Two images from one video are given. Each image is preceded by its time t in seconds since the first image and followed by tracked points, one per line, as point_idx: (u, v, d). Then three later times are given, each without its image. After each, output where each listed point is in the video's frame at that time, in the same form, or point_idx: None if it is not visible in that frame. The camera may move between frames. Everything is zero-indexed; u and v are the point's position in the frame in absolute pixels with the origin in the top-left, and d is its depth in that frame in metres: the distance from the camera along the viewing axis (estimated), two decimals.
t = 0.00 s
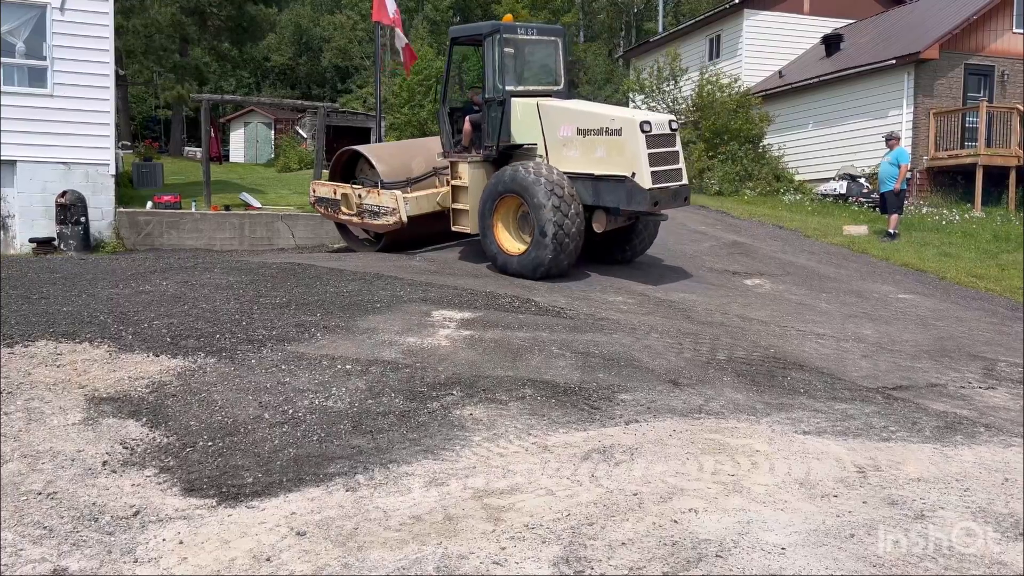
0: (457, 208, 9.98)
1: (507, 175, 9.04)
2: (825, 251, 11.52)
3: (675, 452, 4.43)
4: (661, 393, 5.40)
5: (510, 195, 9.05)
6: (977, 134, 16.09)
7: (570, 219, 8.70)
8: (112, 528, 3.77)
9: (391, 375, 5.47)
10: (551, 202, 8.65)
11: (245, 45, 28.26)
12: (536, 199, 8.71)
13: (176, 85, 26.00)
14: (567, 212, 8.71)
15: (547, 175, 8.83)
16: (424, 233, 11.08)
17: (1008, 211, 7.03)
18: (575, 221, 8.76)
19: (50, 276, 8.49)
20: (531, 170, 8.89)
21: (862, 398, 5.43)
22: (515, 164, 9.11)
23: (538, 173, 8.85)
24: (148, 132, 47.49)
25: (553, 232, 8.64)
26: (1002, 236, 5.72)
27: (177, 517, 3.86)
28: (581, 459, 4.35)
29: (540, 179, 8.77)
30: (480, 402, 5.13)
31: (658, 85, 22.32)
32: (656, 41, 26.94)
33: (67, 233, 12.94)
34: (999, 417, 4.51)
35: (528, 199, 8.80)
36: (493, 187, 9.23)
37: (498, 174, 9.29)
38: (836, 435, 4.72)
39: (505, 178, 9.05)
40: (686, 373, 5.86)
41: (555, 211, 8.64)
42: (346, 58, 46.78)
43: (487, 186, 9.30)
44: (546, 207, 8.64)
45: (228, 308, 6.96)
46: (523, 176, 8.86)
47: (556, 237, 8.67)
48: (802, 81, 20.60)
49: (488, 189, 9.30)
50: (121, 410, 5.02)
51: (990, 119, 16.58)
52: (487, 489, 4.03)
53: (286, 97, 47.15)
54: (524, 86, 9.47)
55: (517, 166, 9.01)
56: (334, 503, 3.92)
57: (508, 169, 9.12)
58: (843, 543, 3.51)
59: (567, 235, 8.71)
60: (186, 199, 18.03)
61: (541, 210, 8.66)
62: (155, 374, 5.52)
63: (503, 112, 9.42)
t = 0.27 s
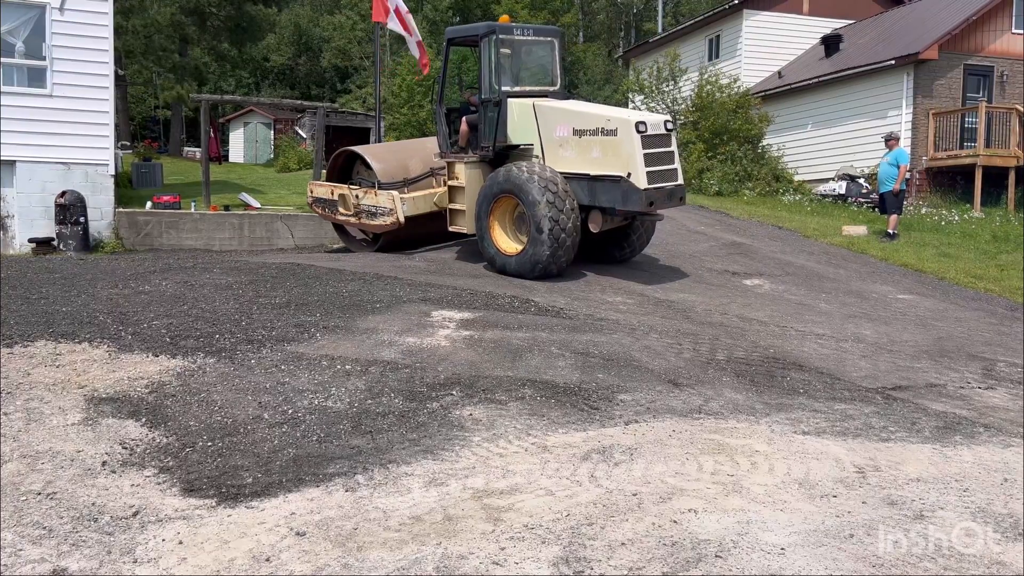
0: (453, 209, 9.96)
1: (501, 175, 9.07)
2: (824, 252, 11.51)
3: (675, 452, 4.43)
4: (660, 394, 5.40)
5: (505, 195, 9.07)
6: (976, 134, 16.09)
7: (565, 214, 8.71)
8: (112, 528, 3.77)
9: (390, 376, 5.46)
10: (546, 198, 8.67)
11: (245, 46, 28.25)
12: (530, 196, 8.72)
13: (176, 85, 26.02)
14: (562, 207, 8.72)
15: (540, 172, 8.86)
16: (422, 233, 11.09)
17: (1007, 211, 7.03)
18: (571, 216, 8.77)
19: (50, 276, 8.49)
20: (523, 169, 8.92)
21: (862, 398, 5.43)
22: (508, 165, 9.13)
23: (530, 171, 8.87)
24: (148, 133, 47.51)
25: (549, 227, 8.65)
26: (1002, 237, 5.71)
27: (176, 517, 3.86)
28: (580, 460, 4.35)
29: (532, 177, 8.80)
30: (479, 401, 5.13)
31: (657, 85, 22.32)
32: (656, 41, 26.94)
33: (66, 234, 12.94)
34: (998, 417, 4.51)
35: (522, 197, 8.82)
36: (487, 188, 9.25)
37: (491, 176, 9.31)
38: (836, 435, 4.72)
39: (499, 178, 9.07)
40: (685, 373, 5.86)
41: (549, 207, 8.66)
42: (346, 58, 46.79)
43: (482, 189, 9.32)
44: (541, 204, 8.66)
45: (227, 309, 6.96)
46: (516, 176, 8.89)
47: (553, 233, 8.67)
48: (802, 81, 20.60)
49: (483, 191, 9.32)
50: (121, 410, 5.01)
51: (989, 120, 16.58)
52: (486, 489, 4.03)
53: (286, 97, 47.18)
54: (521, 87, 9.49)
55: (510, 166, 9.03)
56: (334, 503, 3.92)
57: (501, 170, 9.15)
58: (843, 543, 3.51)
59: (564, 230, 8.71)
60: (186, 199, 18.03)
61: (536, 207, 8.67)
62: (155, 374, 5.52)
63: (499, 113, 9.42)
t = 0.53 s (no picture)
0: (450, 209, 9.97)
1: (494, 176, 9.12)
2: (824, 252, 11.51)
3: (675, 453, 4.43)
4: (660, 394, 5.40)
5: (498, 195, 9.11)
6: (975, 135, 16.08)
7: (560, 208, 8.73)
8: (111, 528, 3.77)
9: (390, 376, 5.46)
10: (539, 194, 8.70)
11: (244, 45, 28.22)
12: (524, 193, 8.76)
13: (175, 84, 26.01)
14: (556, 201, 8.75)
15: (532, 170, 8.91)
16: (420, 233, 11.10)
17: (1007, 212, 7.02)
18: (565, 211, 8.78)
19: (49, 276, 8.48)
20: (516, 168, 8.98)
21: (861, 399, 5.44)
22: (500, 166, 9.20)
23: (522, 169, 8.93)
24: (147, 133, 47.48)
25: (544, 222, 8.65)
26: (1001, 237, 5.71)
27: (176, 517, 3.86)
28: (580, 460, 4.35)
29: (524, 174, 8.85)
30: (479, 402, 5.13)
31: (656, 86, 22.32)
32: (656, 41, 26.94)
33: (65, 234, 12.93)
34: (998, 417, 4.52)
35: (516, 195, 8.85)
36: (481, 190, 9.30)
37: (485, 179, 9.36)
38: (835, 436, 4.72)
39: (492, 179, 9.13)
40: (685, 373, 5.86)
41: (543, 202, 8.68)
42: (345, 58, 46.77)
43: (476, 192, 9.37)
44: (534, 199, 8.69)
45: (227, 309, 6.95)
46: (508, 174, 8.95)
47: (548, 227, 8.67)
48: (801, 82, 20.60)
49: (477, 194, 9.36)
50: (120, 410, 5.01)
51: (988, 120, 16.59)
52: (485, 489, 4.03)
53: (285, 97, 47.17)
54: (516, 87, 9.49)
55: (502, 167, 9.09)
56: (333, 503, 3.92)
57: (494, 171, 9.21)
58: (843, 543, 3.51)
59: (559, 224, 8.72)
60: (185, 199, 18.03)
61: (530, 202, 8.70)
62: (154, 374, 5.52)
63: (495, 113, 9.41)
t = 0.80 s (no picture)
0: (446, 208, 9.98)
1: (487, 176, 9.18)
2: (823, 252, 11.51)
3: (674, 453, 4.44)
4: (660, 394, 5.40)
5: (491, 194, 9.16)
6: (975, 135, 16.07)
7: (553, 201, 8.75)
8: (111, 529, 3.77)
9: (389, 376, 5.46)
10: (531, 188, 8.74)
11: (244, 46, 28.21)
12: (516, 188, 8.80)
13: (174, 84, 26.02)
14: (548, 194, 8.78)
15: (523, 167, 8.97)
16: (417, 233, 11.11)
17: (1008, 213, 7.02)
18: (558, 203, 8.80)
19: (49, 276, 8.48)
20: (507, 166, 9.04)
21: (861, 399, 5.44)
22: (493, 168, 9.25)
23: (513, 167, 8.99)
24: (146, 132, 47.48)
25: (539, 215, 8.67)
26: (1001, 238, 5.71)
27: (175, 517, 3.86)
28: (579, 460, 4.35)
29: (515, 171, 8.91)
30: (478, 402, 5.13)
31: (655, 86, 22.33)
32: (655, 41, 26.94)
33: (65, 234, 12.92)
34: (998, 417, 4.52)
35: (508, 192, 8.89)
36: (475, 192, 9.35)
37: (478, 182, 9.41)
38: (835, 436, 4.72)
39: (484, 179, 9.19)
40: (684, 373, 5.87)
41: (535, 196, 8.71)
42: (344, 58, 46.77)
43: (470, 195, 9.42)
44: (527, 193, 8.72)
45: (226, 309, 6.95)
46: (500, 173, 9.01)
47: (543, 220, 8.68)
48: (801, 82, 20.59)
49: (472, 196, 9.41)
50: (119, 410, 5.01)
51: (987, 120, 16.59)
52: (485, 489, 4.03)
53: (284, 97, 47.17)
54: (512, 88, 9.49)
55: (494, 167, 9.16)
56: (333, 503, 3.92)
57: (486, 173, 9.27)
58: (842, 543, 3.51)
59: (553, 217, 8.73)
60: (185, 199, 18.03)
61: (523, 197, 8.73)
62: (153, 374, 5.51)
63: (490, 113, 9.43)
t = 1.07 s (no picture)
0: (442, 208, 9.96)
1: (479, 178, 9.21)
2: (823, 253, 11.51)
3: (673, 453, 4.44)
4: (659, 395, 5.41)
5: (484, 194, 9.18)
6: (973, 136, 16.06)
7: (546, 196, 8.74)
8: (111, 529, 3.77)
9: (389, 377, 5.46)
10: (523, 183, 8.75)
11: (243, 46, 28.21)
12: (508, 185, 8.81)
13: (174, 84, 26.04)
14: (539, 188, 8.78)
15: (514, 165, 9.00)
16: (414, 233, 11.11)
17: (1007, 214, 7.02)
18: (551, 197, 8.79)
19: (48, 276, 8.48)
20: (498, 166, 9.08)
21: (860, 399, 5.44)
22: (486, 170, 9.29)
23: (505, 167, 9.02)
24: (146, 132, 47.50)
25: (532, 210, 8.65)
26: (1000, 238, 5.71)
27: (175, 518, 3.86)
28: (579, 460, 4.35)
29: (506, 169, 8.95)
30: (478, 402, 5.13)
31: (655, 87, 22.34)
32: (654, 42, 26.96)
33: (64, 234, 12.91)
34: (997, 418, 4.53)
35: (502, 191, 8.91)
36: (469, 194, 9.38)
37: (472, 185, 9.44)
38: (834, 436, 4.72)
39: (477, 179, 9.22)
40: (684, 374, 5.87)
41: (528, 191, 8.72)
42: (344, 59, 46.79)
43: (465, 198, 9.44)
44: (519, 188, 8.74)
45: (226, 309, 6.95)
46: (491, 172, 9.04)
47: (536, 214, 8.66)
48: (801, 82, 20.59)
49: (466, 199, 9.43)
50: (119, 410, 5.01)
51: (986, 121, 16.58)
52: (484, 490, 4.03)
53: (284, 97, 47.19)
54: (507, 88, 9.49)
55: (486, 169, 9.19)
56: (332, 503, 3.92)
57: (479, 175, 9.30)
58: (841, 544, 3.51)
59: (547, 210, 8.71)
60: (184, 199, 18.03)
61: (516, 193, 8.73)
62: (153, 375, 5.51)
63: (485, 114, 9.41)
